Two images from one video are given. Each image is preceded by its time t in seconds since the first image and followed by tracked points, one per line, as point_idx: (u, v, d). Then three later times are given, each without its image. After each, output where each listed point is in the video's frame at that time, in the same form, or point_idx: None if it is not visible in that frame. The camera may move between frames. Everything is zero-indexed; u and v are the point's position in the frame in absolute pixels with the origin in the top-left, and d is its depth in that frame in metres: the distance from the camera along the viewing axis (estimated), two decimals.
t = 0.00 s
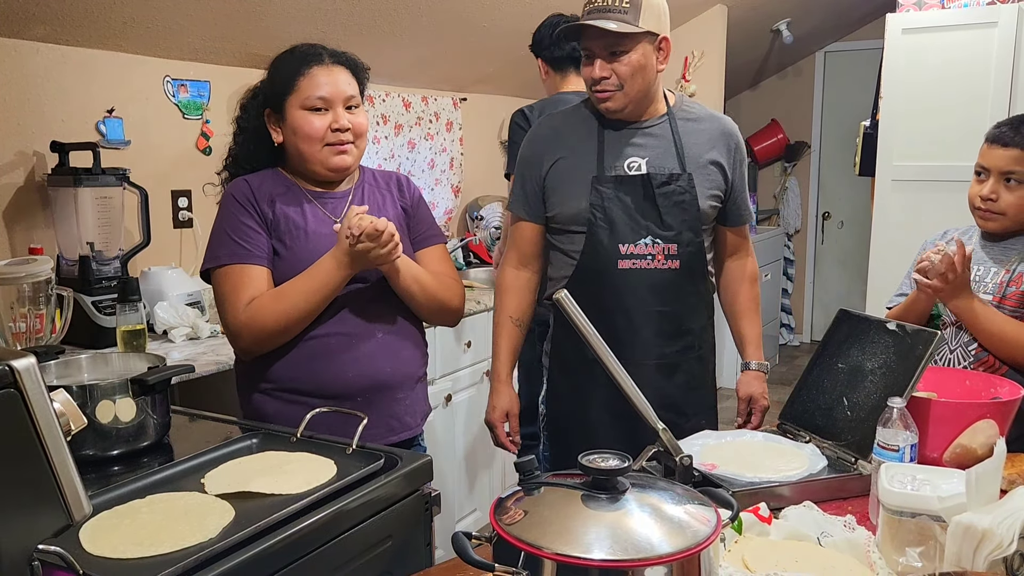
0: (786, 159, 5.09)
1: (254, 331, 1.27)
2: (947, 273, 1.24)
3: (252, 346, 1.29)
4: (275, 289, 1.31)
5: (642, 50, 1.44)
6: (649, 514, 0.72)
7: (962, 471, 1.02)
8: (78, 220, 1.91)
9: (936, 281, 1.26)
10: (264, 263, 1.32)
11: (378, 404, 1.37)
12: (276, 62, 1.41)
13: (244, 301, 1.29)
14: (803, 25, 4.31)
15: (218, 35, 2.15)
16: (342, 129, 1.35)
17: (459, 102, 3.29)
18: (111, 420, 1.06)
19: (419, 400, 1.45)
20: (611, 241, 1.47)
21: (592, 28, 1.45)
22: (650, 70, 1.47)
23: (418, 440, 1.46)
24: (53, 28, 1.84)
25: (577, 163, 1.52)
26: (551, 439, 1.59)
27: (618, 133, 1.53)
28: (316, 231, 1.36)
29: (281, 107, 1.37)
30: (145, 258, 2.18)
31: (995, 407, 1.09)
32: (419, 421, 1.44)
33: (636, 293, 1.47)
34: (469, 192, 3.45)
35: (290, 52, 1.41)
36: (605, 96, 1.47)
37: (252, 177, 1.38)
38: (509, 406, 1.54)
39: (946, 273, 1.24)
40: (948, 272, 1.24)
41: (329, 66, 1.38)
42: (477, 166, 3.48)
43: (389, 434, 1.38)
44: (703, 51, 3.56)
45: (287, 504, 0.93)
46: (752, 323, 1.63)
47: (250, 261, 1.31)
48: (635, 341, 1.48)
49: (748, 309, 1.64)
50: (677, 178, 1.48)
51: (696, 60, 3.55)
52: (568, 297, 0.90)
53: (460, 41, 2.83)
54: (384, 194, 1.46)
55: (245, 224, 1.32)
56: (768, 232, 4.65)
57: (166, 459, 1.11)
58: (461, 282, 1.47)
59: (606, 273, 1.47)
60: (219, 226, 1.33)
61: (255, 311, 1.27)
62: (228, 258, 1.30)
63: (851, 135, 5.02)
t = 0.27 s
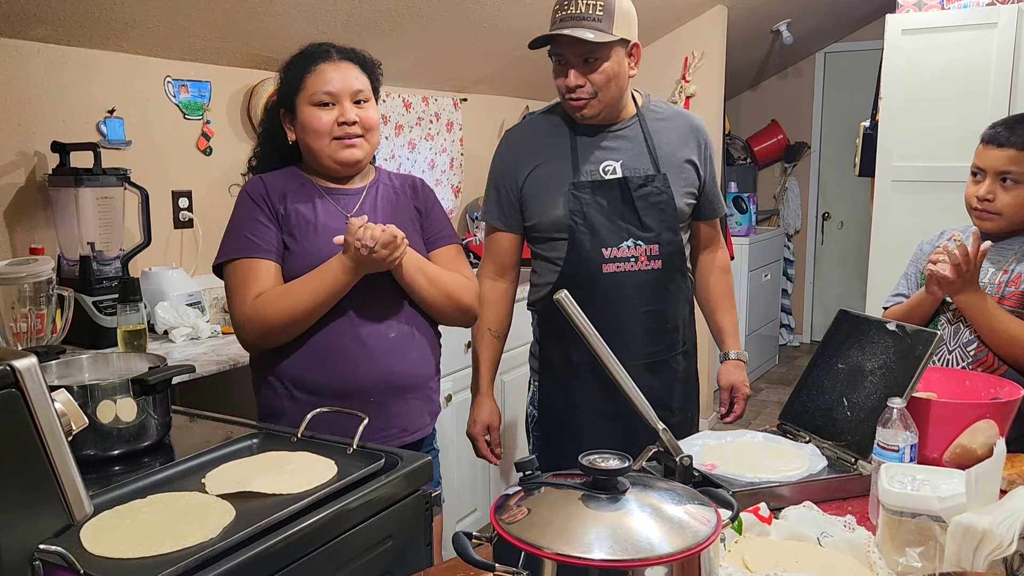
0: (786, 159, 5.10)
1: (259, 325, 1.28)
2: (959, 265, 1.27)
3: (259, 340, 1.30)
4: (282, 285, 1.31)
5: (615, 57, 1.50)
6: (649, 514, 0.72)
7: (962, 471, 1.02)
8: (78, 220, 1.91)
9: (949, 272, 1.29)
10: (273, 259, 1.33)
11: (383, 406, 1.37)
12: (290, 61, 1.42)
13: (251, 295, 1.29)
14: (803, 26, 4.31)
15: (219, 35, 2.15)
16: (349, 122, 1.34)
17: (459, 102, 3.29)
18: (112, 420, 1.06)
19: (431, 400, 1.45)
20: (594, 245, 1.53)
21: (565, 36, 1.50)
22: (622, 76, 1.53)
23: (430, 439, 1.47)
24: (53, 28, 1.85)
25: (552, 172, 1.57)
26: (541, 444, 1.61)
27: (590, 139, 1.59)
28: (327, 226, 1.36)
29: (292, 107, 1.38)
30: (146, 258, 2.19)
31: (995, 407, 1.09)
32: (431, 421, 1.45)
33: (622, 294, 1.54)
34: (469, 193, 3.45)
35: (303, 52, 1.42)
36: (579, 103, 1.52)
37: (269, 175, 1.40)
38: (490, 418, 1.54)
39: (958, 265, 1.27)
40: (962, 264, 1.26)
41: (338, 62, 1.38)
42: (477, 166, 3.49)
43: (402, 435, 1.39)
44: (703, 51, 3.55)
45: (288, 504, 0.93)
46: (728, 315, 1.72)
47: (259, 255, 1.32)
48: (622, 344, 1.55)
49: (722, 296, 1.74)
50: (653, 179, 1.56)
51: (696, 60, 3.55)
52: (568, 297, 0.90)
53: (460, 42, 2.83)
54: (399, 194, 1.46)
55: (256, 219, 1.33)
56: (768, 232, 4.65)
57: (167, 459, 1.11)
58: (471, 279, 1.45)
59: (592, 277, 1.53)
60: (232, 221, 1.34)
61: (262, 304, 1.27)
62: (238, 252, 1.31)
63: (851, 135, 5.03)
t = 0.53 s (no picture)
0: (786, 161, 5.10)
1: (274, 329, 1.27)
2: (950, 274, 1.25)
3: (272, 343, 1.30)
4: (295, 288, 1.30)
5: (593, 69, 1.49)
6: (649, 514, 0.72)
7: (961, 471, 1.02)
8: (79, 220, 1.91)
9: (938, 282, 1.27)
10: (286, 261, 1.32)
11: (389, 407, 1.37)
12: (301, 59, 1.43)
13: (265, 297, 1.29)
14: (803, 28, 4.31)
15: (220, 36, 2.15)
16: (356, 117, 1.34)
17: (460, 103, 3.29)
18: (113, 420, 1.06)
19: (441, 400, 1.45)
20: (587, 251, 1.53)
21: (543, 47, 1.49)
22: (600, 88, 1.52)
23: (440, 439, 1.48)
24: (54, 28, 1.85)
25: (538, 179, 1.56)
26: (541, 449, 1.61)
27: (572, 145, 1.58)
28: (342, 228, 1.36)
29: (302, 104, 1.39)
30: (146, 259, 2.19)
31: (995, 408, 1.09)
32: (442, 421, 1.46)
33: (616, 298, 1.54)
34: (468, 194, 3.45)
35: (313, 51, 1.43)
36: (557, 113, 1.52)
37: (281, 174, 1.39)
38: (501, 429, 1.56)
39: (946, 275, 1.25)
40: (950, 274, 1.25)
41: (347, 59, 1.39)
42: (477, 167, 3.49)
43: (415, 435, 1.41)
44: (703, 52, 3.55)
45: (289, 504, 0.93)
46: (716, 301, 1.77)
47: (273, 258, 1.31)
48: (618, 346, 1.56)
49: (709, 284, 1.79)
50: (639, 182, 1.57)
51: (696, 62, 3.55)
52: (568, 297, 0.90)
53: (461, 43, 2.83)
54: (409, 196, 1.47)
55: (270, 220, 1.32)
56: (768, 234, 4.66)
57: (168, 459, 1.11)
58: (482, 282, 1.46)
59: (587, 282, 1.53)
60: (244, 222, 1.33)
61: (278, 307, 1.27)
62: (251, 254, 1.30)
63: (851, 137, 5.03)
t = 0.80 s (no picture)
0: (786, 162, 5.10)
1: (266, 334, 1.27)
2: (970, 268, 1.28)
3: (264, 348, 1.30)
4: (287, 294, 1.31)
5: (589, 74, 1.48)
6: (649, 516, 0.72)
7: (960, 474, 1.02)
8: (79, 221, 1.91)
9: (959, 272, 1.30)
10: (277, 266, 1.32)
11: (386, 408, 1.38)
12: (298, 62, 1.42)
13: (256, 304, 1.29)
14: (803, 29, 4.32)
15: (220, 37, 2.15)
16: (369, 125, 1.37)
17: (460, 105, 3.29)
18: (113, 421, 1.06)
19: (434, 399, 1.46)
20: (588, 254, 1.53)
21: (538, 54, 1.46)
22: (595, 94, 1.51)
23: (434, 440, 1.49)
24: (55, 29, 1.85)
25: (537, 183, 1.54)
26: (541, 451, 1.58)
27: (569, 149, 1.57)
28: (333, 231, 1.37)
29: (305, 103, 1.38)
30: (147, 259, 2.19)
31: (994, 410, 1.09)
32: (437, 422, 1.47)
33: (618, 299, 1.55)
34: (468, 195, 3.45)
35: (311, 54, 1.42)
36: (554, 120, 1.51)
37: (269, 178, 1.38)
38: (508, 434, 1.52)
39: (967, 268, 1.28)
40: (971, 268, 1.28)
41: (355, 67, 1.40)
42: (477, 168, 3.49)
43: (409, 434, 1.41)
44: (704, 54, 3.55)
45: (289, 505, 0.93)
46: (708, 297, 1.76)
47: (264, 264, 1.31)
48: (619, 347, 1.56)
49: (696, 280, 1.78)
50: (638, 184, 1.57)
51: (696, 63, 3.55)
52: (568, 298, 0.90)
53: (461, 44, 2.83)
54: (397, 197, 1.47)
55: (261, 226, 1.32)
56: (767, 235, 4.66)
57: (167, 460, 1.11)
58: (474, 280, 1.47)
59: (590, 284, 1.53)
60: (235, 227, 1.32)
61: (269, 314, 1.27)
62: (242, 259, 1.30)
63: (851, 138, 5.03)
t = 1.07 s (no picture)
0: (786, 164, 5.10)
1: (251, 336, 1.28)
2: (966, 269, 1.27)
3: (249, 349, 1.30)
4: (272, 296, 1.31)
5: (606, 74, 1.45)
6: (649, 518, 0.73)
7: (961, 476, 1.02)
8: (80, 221, 1.91)
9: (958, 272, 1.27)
10: (261, 268, 1.32)
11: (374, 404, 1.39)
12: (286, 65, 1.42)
13: (242, 305, 1.29)
14: (804, 31, 4.32)
15: (221, 37, 2.15)
16: (357, 131, 1.37)
17: (461, 105, 3.29)
18: (114, 421, 1.06)
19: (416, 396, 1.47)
20: (603, 252, 1.50)
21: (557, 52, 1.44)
22: (613, 93, 1.48)
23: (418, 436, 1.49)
24: (56, 30, 1.85)
25: (551, 180, 1.52)
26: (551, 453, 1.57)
27: (583, 148, 1.54)
28: (318, 232, 1.37)
29: (294, 106, 1.37)
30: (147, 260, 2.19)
31: (994, 412, 1.09)
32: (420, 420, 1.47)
33: (630, 299, 1.51)
34: (469, 196, 3.45)
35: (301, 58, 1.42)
36: (570, 118, 1.48)
37: (252, 181, 1.38)
38: (503, 431, 1.51)
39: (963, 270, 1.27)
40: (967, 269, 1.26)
41: (346, 73, 1.40)
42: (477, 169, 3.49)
43: (389, 431, 1.41)
44: (704, 55, 3.55)
45: (289, 506, 0.93)
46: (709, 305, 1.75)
47: (247, 265, 1.31)
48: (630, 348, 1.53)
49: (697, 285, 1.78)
50: (652, 185, 1.54)
51: (697, 65, 3.55)
52: (568, 300, 0.90)
53: (462, 44, 2.83)
54: (381, 198, 1.47)
55: (245, 227, 1.32)
56: (768, 237, 4.66)
57: (168, 461, 1.12)
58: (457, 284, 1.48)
59: (603, 283, 1.50)
60: (219, 228, 1.33)
61: (255, 316, 1.27)
62: (225, 261, 1.30)
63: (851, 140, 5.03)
